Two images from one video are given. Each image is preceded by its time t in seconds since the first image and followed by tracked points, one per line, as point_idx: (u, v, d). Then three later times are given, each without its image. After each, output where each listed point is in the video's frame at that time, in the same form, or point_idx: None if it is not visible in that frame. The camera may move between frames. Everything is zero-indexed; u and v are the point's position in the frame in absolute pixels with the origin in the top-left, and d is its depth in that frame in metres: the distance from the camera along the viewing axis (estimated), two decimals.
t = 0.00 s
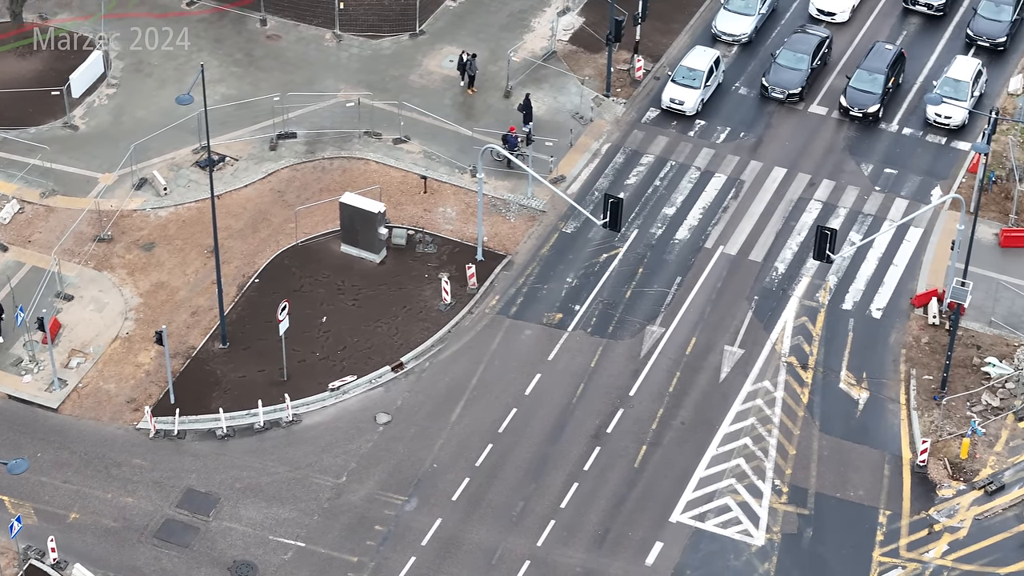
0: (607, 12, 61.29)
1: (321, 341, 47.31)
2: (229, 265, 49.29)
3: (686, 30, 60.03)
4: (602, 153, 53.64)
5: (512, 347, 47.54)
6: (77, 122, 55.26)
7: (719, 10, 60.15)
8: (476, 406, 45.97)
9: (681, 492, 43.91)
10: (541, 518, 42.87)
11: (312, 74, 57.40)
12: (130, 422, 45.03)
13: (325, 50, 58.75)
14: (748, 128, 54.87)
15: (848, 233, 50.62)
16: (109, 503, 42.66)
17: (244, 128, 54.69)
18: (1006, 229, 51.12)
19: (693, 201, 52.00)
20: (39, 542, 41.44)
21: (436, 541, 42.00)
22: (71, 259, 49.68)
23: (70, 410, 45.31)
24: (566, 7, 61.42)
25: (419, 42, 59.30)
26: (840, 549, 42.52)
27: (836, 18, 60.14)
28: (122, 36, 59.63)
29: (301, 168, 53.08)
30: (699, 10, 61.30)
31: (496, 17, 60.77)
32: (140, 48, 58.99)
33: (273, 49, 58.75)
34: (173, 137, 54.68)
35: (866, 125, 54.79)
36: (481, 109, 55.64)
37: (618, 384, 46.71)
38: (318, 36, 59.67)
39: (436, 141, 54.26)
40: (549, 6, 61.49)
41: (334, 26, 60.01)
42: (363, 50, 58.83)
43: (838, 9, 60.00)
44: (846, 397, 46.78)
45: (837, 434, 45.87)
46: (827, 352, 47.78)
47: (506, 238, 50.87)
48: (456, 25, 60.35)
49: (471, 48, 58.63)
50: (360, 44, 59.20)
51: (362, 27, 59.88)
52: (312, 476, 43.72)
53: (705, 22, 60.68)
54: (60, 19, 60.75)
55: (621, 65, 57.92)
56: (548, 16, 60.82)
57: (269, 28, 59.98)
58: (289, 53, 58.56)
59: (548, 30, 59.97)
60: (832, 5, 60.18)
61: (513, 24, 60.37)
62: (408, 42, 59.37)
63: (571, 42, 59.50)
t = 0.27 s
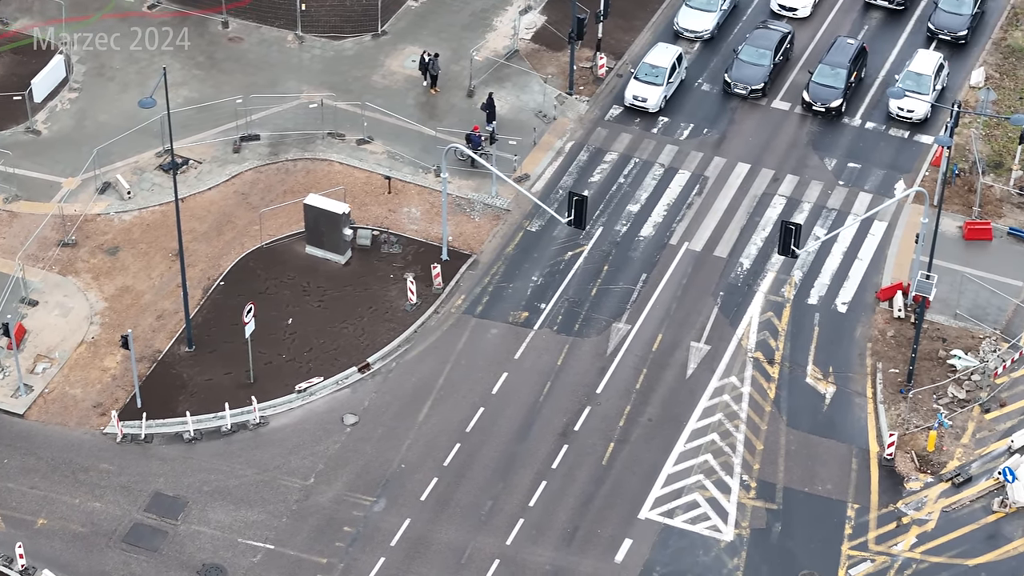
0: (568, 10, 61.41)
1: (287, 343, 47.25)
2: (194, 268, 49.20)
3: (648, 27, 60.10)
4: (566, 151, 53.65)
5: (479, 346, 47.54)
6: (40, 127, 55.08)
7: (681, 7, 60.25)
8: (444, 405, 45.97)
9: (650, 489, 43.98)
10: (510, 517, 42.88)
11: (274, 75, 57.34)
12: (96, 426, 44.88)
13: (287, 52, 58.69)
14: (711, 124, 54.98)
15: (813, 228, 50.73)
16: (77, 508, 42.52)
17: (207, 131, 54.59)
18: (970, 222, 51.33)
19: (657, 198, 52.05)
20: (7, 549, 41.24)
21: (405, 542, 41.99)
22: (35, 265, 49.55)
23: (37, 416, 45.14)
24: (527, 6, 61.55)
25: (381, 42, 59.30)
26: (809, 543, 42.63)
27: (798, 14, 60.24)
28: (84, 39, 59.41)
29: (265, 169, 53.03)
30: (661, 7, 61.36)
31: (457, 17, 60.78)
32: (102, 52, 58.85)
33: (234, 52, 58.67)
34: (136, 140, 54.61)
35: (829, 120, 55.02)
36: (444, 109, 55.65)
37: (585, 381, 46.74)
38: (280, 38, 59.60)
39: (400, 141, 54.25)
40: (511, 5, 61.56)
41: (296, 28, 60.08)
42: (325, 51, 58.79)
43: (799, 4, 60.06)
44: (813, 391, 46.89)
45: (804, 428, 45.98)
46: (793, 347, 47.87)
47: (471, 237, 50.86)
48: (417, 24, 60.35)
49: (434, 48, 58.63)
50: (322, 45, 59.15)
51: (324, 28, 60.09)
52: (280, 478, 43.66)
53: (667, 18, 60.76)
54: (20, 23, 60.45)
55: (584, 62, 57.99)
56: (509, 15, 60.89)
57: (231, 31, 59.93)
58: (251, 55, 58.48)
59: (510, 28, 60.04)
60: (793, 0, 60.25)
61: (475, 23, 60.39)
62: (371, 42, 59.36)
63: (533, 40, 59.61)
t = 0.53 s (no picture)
0: (530, 9, 61.53)
1: (253, 345, 47.19)
2: (158, 271, 49.11)
3: (609, 25, 60.21)
4: (529, 149, 53.68)
5: (444, 346, 47.54)
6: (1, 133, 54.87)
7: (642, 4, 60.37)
8: (410, 405, 45.95)
9: (617, 486, 44.01)
10: (478, 516, 42.86)
11: (237, 78, 57.31)
12: (63, 431, 44.70)
13: (249, 54, 58.67)
14: (674, 121, 55.12)
15: (777, 223, 50.84)
16: (44, 514, 42.30)
17: (170, 134, 54.48)
18: (933, 215, 51.44)
19: (621, 195, 52.10)
20: None
21: (374, 542, 41.94)
22: None
23: (2, 422, 44.91)
24: (489, 5, 61.66)
25: (343, 43, 59.36)
26: (777, 537, 42.71)
27: (759, 9, 60.59)
28: (45, 45, 59.21)
29: (228, 172, 52.98)
30: (622, 4, 61.50)
31: (419, 17, 60.85)
32: (63, 57, 58.68)
33: (196, 54, 58.61)
34: (98, 143, 54.54)
35: (792, 115, 55.22)
36: (406, 109, 55.67)
37: (551, 379, 46.75)
38: (242, 40, 59.54)
39: (362, 141, 54.27)
40: (472, 5, 61.65)
41: (257, 30, 59.86)
42: (286, 53, 58.80)
43: None
44: (779, 386, 46.97)
45: (771, 423, 46.05)
46: (759, 342, 47.95)
47: (435, 237, 50.85)
48: (379, 25, 60.42)
49: (395, 48, 58.68)
50: (284, 47, 59.16)
51: (285, 30, 59.73)
52: (247, 481, 43.56)
53: (628, 16, 60.89)
54: None
55: (546, 61, 58.02)
56: (471, 15, 60.98)
57: (192, 33, 59.84)
58: (212, 58, 58.43)
59: (472, 28, 60.12)
60: None
61: (436, 23, 60.46)
62: (332, 43, 59.42)
63: (495, 39, 59.70)
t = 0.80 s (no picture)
0: (491, 8, 61.64)
1: (218, 348, 47.12)
2: (122, 275, 49.00)
3: (571, 23, 60.31)
4: (492, 148, 53.69)
5: (410, 346, 47.52)
6: None
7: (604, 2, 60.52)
8: (377, 406, 45.93)
9: (585, 484, 44.03)
10: (446, 516, 42.85)
11: (198, 80, 57.23)
12: (29, 437, 44.49)
13: (210, 57, 58.60)
14: (636, 118, 55.25)
15: (741, 218, 50.95)
16: (11, 520, 42.05)
17: (132, 138, 54.37)
18: (897, 208, 51.58)
19: (584, 193, 52.15)
20: None
21: (342, 543, 41.89)
22: None
23: None
24: (450, 4, 61.74)
25: (304, 45, 59.36)
26: (745, 533, 42.78)
27: (720, 5, 60.82)
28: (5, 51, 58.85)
29: (191, 175, 52.92)
30: (583, 2, 61.63)
31: (380, 17, 60.88)
32: (24, 62, 58.37)
33: (157, 58, 58.47)
34: (60, 147, 54.39)
35: (754, 110, 55.39)
36: (369, 110, 55.68)
37: (517, 378, 46.76)
38: (203, 42, 59.41)
39: (325, 142, 54.25)
40: (433, 4, 61.71)
41: (218, 32, 59.69)
42: (248, 55, 58.75)
43: None
44: (745, 381, 47.05)
45: (737, 418, 46.13)
46: (724, 338, 48.03)
47: (399, 237, 50.84)
48: (340, 26, 60.44)
49: (357, 49, 58.69)
50: (245, 49, 59.11)
51: (246, 32, 59.59)
52: (214, 484, 43.45)
53: (589, 13, 61.00)
54: None
55: (508, 59, 58.04)
56: (432, 14, 61.04)
57: (153, 36, 59.61)
58: (174, 61, 58.32)
59: (433, 27, 60.16)
60: None
61: (398, 23, 60.49)
62: (294, 44, 59.41)
63: (456, 38, 59.78)
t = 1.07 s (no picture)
0: (453, 8, 61.61)
1: (184, 351, 47.05)
2: (86, 280, 48.89)
3: (532, 22, 60.32)
4: (455, 148, 53.70)
5: (375, 347, 47.50)
6: None
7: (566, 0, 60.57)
8: (344, 407, 45.90)
9: (553, 482, 44.08)
10: (415, 516, 42.85)
11: (160, 83, 57.07)
12: None
13: (171, 60, 58.41)
14: (599, 116, 55.31)
15: (705, 214, 51.05)
16: None
17: (95, 141, 54.23)
18: (860, 203, 51.70)
19: (548, 191, 52.19)
20: None
21: (311, 545, 41.86)
22: None
23: None
24: (412, 4, 61.70)
25: (266, 46, 59.20)
26: (714, 529, 42.90)
27: (681, 2, 60.91)
28: None
29: (154, 178, 52.85)
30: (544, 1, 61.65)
31: (341, 18, 60.81)
32: None
33: (119, 61, 58.25)
34: (22, 152, 54.22)
35: (716, 107, 55.49)
36: (331, 111, 55.66)
37: (483, 377, 46.77)
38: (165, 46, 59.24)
39: (287, 143, 54.23)
40: (395, 5, 61.65)
41: (180, 35, 59.60)
42: (210, 57, 58.58)
43: None
44: (711, 376, 47.13)
45: (704, 414, 46.21)
46: (690, 334, 48.11)
47: (364, 237, 50.82)
48: (301, 27, 60.33)
49: (319, 50, 58.63)
50: (207, 52, 58.94)
51: (208, 35, 59.57)
52: (182, 487, 43.37)
53: (551, 12, 61.05)
54: None
55: (470, 59, 58.00)
56: (393, 15, 61.00)
57: (115, 40, 59.43)
58: (135, 64, 58.11)
59: (395, 28, 60.13)
60: None
61: (359, 23, 60.44)
62: (256, 46, 59.22)
63: (418, 38, 59.75)
